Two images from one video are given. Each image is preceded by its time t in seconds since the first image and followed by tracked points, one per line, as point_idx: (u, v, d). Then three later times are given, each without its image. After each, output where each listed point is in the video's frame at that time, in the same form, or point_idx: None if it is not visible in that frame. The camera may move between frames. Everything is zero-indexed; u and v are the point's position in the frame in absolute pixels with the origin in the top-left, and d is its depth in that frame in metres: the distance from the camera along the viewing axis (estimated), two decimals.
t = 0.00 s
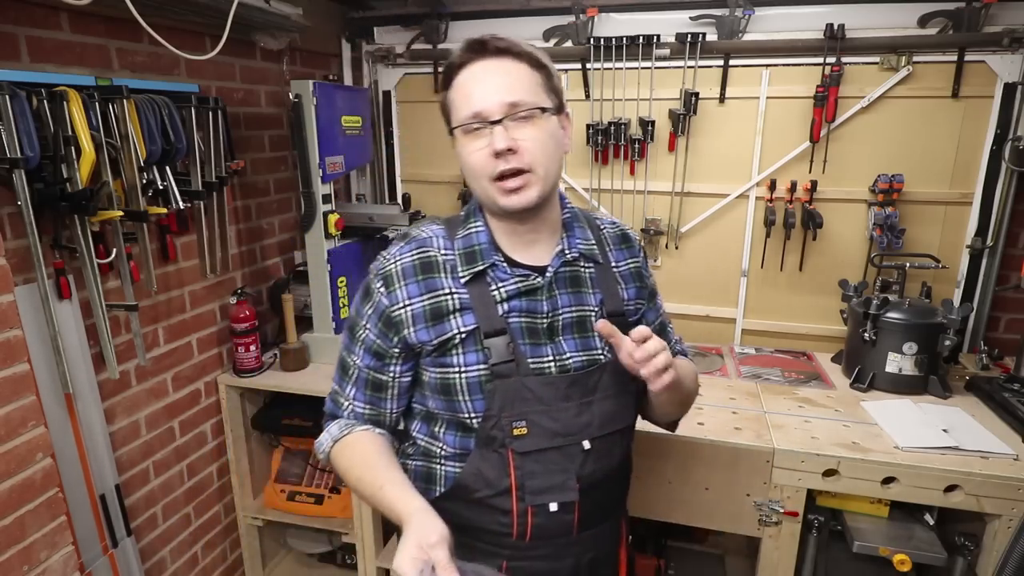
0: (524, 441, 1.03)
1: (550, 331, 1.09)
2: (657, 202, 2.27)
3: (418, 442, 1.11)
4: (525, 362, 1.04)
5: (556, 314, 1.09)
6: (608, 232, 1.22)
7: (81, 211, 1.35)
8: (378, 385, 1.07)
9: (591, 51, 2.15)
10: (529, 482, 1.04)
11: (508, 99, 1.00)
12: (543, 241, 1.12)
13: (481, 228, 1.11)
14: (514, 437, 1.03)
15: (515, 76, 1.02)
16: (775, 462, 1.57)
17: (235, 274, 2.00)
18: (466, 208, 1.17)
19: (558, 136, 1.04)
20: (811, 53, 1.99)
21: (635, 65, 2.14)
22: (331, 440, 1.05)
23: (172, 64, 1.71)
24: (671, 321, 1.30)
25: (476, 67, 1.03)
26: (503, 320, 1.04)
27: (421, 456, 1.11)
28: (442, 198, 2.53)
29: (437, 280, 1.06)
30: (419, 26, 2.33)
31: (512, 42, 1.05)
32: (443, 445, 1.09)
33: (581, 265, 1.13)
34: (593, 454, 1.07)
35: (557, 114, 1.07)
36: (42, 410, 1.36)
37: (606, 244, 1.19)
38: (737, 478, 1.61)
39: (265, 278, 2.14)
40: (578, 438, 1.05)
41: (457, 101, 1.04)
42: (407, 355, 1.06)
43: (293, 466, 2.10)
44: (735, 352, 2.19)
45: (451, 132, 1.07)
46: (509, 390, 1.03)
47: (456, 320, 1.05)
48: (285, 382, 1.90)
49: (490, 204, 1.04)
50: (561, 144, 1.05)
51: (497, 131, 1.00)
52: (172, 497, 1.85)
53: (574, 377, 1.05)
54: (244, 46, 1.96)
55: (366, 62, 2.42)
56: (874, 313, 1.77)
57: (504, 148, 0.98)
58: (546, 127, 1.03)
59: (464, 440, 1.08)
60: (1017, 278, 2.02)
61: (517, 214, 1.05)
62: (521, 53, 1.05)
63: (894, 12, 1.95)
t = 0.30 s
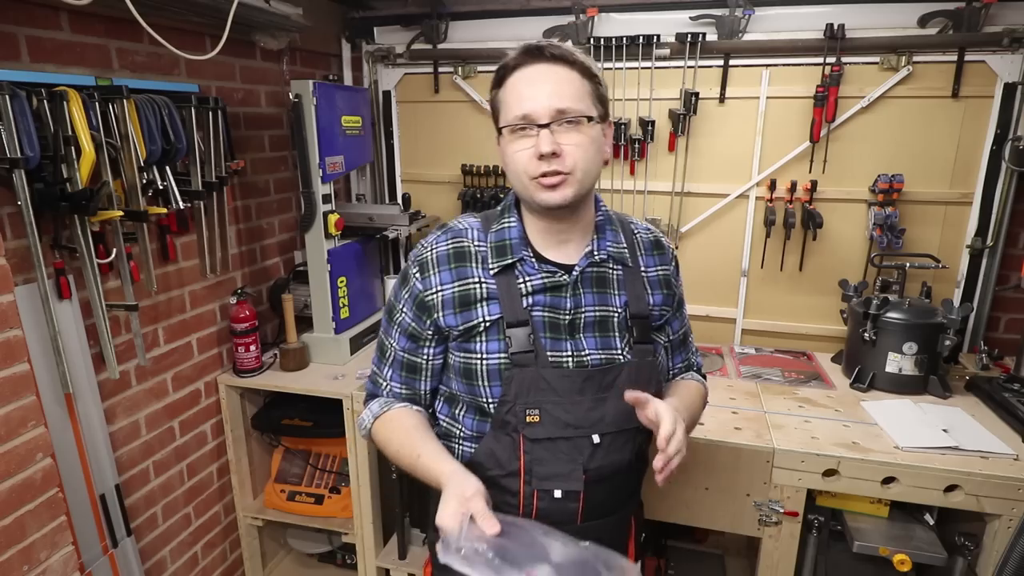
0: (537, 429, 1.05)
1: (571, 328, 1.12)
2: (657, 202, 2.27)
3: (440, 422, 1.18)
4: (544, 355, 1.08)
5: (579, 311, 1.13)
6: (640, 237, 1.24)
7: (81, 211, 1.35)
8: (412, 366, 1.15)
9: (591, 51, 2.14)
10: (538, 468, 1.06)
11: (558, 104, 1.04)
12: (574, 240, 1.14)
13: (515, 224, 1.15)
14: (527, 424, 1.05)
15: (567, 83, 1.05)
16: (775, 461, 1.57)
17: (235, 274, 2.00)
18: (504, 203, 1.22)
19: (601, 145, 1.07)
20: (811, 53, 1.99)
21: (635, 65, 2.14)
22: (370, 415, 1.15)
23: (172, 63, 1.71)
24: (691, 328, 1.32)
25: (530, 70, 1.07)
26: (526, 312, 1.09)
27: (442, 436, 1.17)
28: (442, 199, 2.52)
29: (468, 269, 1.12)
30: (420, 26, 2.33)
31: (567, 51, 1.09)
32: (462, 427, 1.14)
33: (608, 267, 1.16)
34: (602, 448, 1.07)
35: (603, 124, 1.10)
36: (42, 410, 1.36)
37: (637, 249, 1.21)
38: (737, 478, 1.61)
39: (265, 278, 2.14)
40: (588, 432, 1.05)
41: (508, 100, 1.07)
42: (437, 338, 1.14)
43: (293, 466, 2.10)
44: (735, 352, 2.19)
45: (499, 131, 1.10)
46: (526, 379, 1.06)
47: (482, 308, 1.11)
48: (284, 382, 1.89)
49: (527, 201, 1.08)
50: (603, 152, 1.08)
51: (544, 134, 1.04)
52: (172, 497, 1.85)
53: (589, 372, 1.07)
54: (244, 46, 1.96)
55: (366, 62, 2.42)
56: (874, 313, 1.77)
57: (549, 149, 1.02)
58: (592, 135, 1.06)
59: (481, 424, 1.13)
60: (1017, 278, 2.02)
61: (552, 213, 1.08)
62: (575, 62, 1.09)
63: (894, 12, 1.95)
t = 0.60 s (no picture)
0: (546, 420, 1.04)
1: (583, 324, 1.12)
2: (657, 202, 2.27)
3: (451, 411, 1.19)
4: (555, 349, 1.08)
5: (591, 308, 1.12)
6: (656, 238, 1.23)
7: (81, 211, 1.35)
8: (427, 356, 1.15)
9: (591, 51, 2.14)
10: (546, 460, 1.03)
11: (586, 102, 1.04)
12: (590, 239, 1.15)
13: (532, 220, 1.16)
14: (537, 415, 1.05)
15: (597, 82, 1.05)
16: (775, 462, 1.57)
17: (235, 274, 2.00)
18: (523, 198, 1.22)
19: (624, 147, 1.07)
20: (811, 53, 1.99)
21: (635, 65, 2.14)
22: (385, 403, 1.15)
23: (172, 63, 1.71)
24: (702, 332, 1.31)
25: (561, 67, 1.07)
26: (540, 306, 1.09)
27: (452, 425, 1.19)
28: (442, 198, 2.53)
29: (485, 262, 1.12)
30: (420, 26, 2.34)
31: (599, 52, 1.09)
32: (472, 417, 1.15)
33: (623, 266, 1.16)
34: (610, 443, 1.04)
35: (628, 127, 1.10)
36: (41, 410, 1.36)
37: (652, 249, 1.20)
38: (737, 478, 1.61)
39: (265, 278, 2.14)
40: (597, 426, 1.04)
41: (536, 94, 1.07)
42: (453, 329, 1.14)
43: (293, 466, 2.10)
44: (735, 352, 2.19)
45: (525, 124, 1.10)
46: (537, 372, 1.06)
47: (497, 300, 1.11)
48: (284, 382, 1.89)
49: (547, 195, 1.08)
50: (626, 153, 1.08)
51: (571, 130, 1.03)
52: (172, 497, 1.85)
53: (599, 367, 1.06)
54: (244, 46, 1.96)
55: (366, 62, 2.42)
56: (874, 313, 1.77)
57: (574, 145, 1.02)
58: (617, 136, 1.06)
59: (491, 415, 1.14)
60: (1017, 278, 2.02)
61: (571, 209, 1.08)
62: (607, 64, 1.09)
63: (894, 12, 1.95)
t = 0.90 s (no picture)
0: (547, 417, 1.05)
1: (585, 322, 1.12)
2: (657, 202, 2.27)
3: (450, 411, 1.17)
4: (557, 345, 1.08)
5: (594, 305, 1.12)
6: (659, 240, 1.24)
7: (81, 211, 1.35)
8: (437, 354, 1.13)
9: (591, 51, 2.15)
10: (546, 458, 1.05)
11: (610, 100, 1.05)
12: (593, 238, 1.15)
13: (537, 217, 1.15)
14: (536, 412, 1.05)
15: (623, 83, 1.06)
16: (775, 461, 1.57)
17: (235, 274, 2.00)
18: (527, 197, 1.21)
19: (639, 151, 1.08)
20: (811, 53, 1.99)
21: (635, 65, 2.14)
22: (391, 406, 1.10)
23: (171, 63, 1.70)
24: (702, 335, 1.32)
25: (589, 64, 1.07)
26: (543, 302, 1.09)
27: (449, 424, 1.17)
28: (442, 199, 2.52)
29: (490, 256, 1.11)
30: (420, 26, 2.34)
31: (627, 54, 1.10)
32: (470, 416, 1.14)
33: (625, 266, 1.16)
34: (609, 442, 1.06)
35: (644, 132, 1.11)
36: (42, 410, 1.36)
37: (654, 250, 1.21)
38: (737, 478, 1.61)
39: (265, 278, 2.14)
40: (596, 424, 1.05)
41: (561, 87, 1.07)
42: (459, 324, 1.12)
43: (293, 466, 2.10)
44: (734, 352, 2.19)
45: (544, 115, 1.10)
46: (538, 368, 1.06)
47: (501, 295, 1.10)
48: (284, 382, 1.89)
49: (557, 189, 1.07)
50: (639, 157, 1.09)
51: (592, 125, 1.04)
52: (172, 497, 1.85)
53: (601, 365, 1.07)
54: (244, 46, 1.96)
55: (366, 62, 2.42)
56: (874, 313, 1.78)
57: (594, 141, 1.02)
58: (634, 139, 1.07)
59: (489, 414, 1.13)
60: (1017, 277, 2.02)
61: (580, 207, 1.08)
62: (631, 67, 1.10)
63: (894, 12, 1.95)
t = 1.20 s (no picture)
0: (549, 424, 1.06)
1: (586, 325, 1.13)
2: (657, 202, 2.27)
3: (449, 418, 1.16)
4: (557, 350, 1.08)
5: (594, 308, 1.14)
6: (657, 241, 1.27)
7: (81, 211, 1.35)
8: (422, 353, 1.11)
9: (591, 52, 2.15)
10: (547, 463, 1.07)
11: (617, 107, 1.07)
12: (590, 240, 1.17)
13: (534, 219, 1.17)
14: (539, 418, 1.06)
15: (630, 90, 1.08)
16: (775, 461, 1.57)
17: (235, 274, 2.00)
18: (522, 200, 1.23)
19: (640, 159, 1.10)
20: (811, 53, 1.99)
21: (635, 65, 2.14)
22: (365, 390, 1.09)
23: (172, 63, 1.71)
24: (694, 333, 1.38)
25: (598, 68, 1.09)
26: (542, 306, 1.09)
27: (449, 431, 1.17)
28: (442, 199, 2.53)
29: (486, 260, 1.12)
30: (420, 26, 2.34)
31: (635, 61, 1.12)
32: (470, 424, 1.13)
33: (625, 267, 1.18)
34: (610, 447, 1.07)
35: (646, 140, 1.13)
36: (42, 410, 1.36)
37: (652, 251, 1.24)
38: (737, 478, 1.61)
39: (265, 278, 2.14)
40: (598, 429, 1.06)
41: (568, 90, 1.09)
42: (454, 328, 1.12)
43: (293, 466, 2.10)
44: (734, 352, 2.19)
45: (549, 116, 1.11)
46: (539, 374, 1.06)
47: (500, 299, 1.11)
48: (284, 382, 1.89)
49: (558, 192, 1.09)
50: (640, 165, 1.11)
51: (598, 131, 1.05)
52: (172, 497, 1.85)
53: (603, 369, 1.07)
54: (244, 46, 1.96)
55: (366, 62, 2.42)
56: (874, 313, 1.77)
57: (600, 147, 1.03)
58: (637, 147, 1.09)
59: (489, 421, 1.13)
60: (1017, 277, 2.02)
61: (580, 210, 1.10)
62: (639, 74, 1.12)
63: (894, 12, 1.95)
